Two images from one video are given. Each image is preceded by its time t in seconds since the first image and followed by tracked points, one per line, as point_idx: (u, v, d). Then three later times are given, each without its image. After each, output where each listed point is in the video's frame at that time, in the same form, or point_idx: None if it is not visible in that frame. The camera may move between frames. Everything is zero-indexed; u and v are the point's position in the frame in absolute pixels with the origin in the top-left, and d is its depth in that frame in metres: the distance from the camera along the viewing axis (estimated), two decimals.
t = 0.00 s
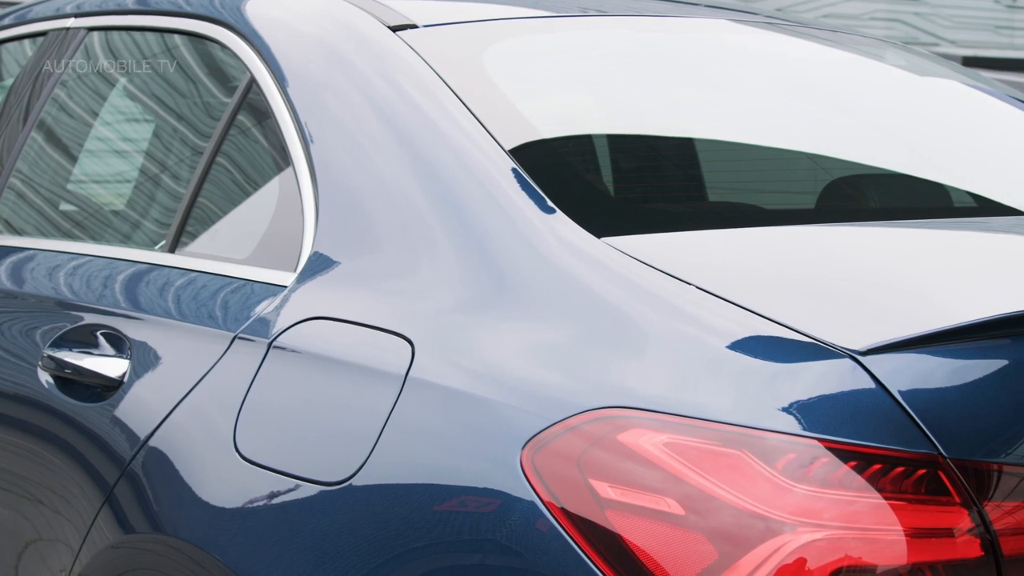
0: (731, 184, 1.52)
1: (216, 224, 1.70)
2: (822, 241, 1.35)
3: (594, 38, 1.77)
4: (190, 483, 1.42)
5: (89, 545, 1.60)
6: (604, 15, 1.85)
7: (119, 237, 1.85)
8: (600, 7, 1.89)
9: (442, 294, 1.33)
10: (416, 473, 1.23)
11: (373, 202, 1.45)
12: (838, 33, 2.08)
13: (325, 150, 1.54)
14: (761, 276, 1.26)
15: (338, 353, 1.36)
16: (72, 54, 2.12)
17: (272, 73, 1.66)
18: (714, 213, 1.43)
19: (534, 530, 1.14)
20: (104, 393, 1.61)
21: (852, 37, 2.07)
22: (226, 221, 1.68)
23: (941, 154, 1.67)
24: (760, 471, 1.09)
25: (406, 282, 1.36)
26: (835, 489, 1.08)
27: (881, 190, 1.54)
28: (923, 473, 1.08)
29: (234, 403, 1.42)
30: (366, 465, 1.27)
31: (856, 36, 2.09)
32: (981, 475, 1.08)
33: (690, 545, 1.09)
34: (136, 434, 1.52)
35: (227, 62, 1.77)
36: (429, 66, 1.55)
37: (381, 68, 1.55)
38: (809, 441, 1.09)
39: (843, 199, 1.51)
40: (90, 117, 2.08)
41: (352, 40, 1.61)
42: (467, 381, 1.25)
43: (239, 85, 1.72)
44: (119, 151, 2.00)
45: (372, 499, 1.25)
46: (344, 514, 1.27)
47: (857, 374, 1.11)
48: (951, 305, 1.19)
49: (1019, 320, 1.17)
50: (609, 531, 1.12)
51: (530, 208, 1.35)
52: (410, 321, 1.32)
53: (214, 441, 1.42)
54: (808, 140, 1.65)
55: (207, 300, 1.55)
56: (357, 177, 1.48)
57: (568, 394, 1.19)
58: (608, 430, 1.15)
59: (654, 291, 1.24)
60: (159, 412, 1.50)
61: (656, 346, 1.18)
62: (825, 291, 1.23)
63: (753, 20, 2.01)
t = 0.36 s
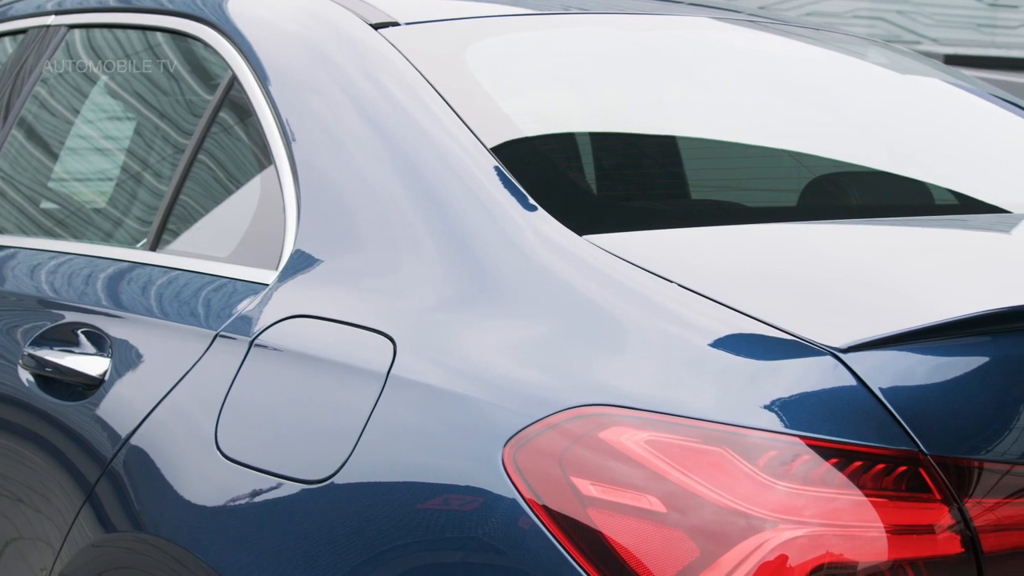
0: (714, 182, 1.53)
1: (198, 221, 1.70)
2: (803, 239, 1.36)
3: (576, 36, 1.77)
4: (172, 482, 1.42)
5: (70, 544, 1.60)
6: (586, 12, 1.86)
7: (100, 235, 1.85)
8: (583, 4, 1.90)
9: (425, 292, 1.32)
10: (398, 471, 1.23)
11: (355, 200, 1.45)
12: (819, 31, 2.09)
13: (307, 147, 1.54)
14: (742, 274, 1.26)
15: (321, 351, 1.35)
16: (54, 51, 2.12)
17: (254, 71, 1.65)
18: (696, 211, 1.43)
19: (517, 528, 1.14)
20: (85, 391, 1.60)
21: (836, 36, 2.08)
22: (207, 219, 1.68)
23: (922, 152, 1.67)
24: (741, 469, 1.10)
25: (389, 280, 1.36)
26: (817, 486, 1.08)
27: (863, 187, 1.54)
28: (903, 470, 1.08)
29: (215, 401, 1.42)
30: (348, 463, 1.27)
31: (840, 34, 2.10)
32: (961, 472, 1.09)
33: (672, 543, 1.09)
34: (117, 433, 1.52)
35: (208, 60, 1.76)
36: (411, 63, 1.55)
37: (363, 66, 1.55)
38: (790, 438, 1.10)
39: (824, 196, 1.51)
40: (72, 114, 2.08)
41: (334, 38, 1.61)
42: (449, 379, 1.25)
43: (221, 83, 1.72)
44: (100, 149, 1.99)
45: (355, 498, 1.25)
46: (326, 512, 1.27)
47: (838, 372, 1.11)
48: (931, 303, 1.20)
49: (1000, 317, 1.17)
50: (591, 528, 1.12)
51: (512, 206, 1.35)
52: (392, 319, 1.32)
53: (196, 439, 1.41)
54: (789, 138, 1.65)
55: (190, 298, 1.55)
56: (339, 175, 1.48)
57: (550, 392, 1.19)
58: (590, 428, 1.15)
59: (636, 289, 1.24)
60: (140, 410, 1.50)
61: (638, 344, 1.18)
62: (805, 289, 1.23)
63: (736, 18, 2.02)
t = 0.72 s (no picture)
0: (695, 179, 1.53)
1: (178, 219, 1.69)
2: (782, 236, 1.36)
3: (556, 33, 1.77)
4: (151, 480, 1.42)
5: (49, 543, 1.60)
6: (566, 9, 1.86)
7: (80, 233, 1.85)
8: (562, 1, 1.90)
9: (405, 290, 1.32)
10: (378, 468, 1.23)
11: (336, 197, 1.45)
12: (800, 29, 2.10)
13: (287, 145, 1.53)
14: (721, 272, 1.26)
15: (301, 349, 1.35)
16: (33, 48, 2.12)
17: (234, 68, 1.65)
18: (676, 208, 1.44)
19: (497, 526, 1.14)
20: (64, 390, 1.60)
21: (815, 33, 2.09)
22: (187, 216, 1.68)
23: (903, 149, 1.68)
24: (721, 466, 1.10)
25: (370, 278, 1.36)
26: (797, 483, 1.08)
27: (843, 184, 1.55)
28: (882, 467, 1.08)
29: (195, 399, 1.42)
30: (329, 460, 1.27)
31: (820, 32, 2.11)
32: (941, 468, 1.09)
33: (652, 539, 1.09)
34: (96, 431, 1.51)
35: (188, 56, 1.76)
36: (391, 61, 1.55)
37: (343, 63, 1.55)
38: (770, 435, 1.10)
39: (805, 192, 1.51)
40: (50, 111, 2.08)
41: (313, 35, 1.60)
42: (429, 377, 1.25)
43: (201, 80, 1.72)
44: (79, 146, 1.99)
45: (335, 496, 1.25)
46: (307, 510, 1.27)
47: (818, 368, 1.12)
48: (909, 300, 1.20)
49: (978, 314, 1.18)
50: (571, 525, 1.12)
51: (492, 204, 1.35)
52: (372, 317, 1.32)
53: (176, 437, 1.41)
54: (770, 135, 1.66)
55: (170, 296, 1.55)
56: (319, 172, 1.48)
57: (530, 389, 1.19)
58: (569, 425, 1.15)
59: (615, 287, 1.24)
60: (120, 408, 1.49)
61: (618, 341, 1.18)
62: (784, 286, 1.24)
63: (716, 15, 2.02)
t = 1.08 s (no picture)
0: (676, 176, 1.54)
1: (158, 217, 1.69)
2: (761, 233, 1.36)
3: (536, 32, 1.77)
4: (131, 478, 1.42)
5: (30, 541, 1.61)
6: (546, 7, 1.87)
7: (59, 231, 1.86)
8: None
9: (385, 288, 1.32)
10: (358, 466, 1.23)
11: (316, 196, 1.44)
12: (780, 27, 2.11)
13: (268, 143, 1.53)
14: (700, 269, 1.27)
15: (281, 347, 1.35)
16: (13, 45, 2.12)
17: (213, 66, 1.64)
18: (656, 205, 1.44)
19: (478, 524, 1.14)
20: (43, 388, 1.60)
21: (796, 31, 2.10)
22: (168, 214, 1.68)
23: (883, 147, 1.69)
24: (701, 463, 1.10)
25: (351, 276, 1.36)
26: (775, 480, 1.08)
27: (823, 182, 1.55)
28: (862, 464, 1.08)
29: (174, 398, 1.42)
30: (309, 459, 1.27)
31: (800, 30, 2.12)
32: (920, 465, 1.09)
33: (632, 537, 1.09)
34: (76, 430, 1.51)
35: (168, 54, 1.75)
36: (372, 58, 1.55)
37: (323, 60, 1.54)
38: (750, 432, 1.10)
39: (785, 189, 1.52)
40: (30, 109, 2.08)
41: (292, 32, 1.60)
42: (409, 375, 1.25)
43: (180, 77, 1.71)
44: (59, 144, 1.99)
45: (316, 494, 1.25)
46: (287, 509, 1.27)
47: (798, 366, 1.12)
48: (888, 297, 1.20)
49: (958, 311, 1.18)
50: (551, 523, 1.12)
51: (472, 201, 1.35)
52: (353, 315, 1.32)
53: (156, 436, 1.41)
54: (750, 133, 1.66)
55: (150, 295, 1.54)
56: (299, 170, 1.47)
57: (510, 387, 1.19)
58: (549, 423, 1.15)
59: (595, 285, 1.24)
60: (99, 407, 1.49)
61: (598, 340, 1.19)
62: (762, 283, 1.24)
63: (696, 13, 2.03)
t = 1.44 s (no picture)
0: (657, 174, 1.54)
1: (138, 215, 1.69)
2: (740, 231, 1.37)
3: (517, 30, 1.78)
4: (111, 477, 1.41)
5: (9, 540, 1.61)
6: (527, 5, 1.87)
7: (39, 229, 1.86)
8: None
9: (366, 286, 1.32)
10: (339, 465, 1.23)
11: (296, 194, 1.44)
12: (761, 25, 2.12)
13: (248, 141, 1.53)
14: (679, 267, 1.27)
15: (262, 345, 1.35)
16: None
17: (193, 63, 1.64)
18: (636, 203, 1.44)
19: (459, 522, 1.14)
20: (22, 387, 1.60)
21: (777, 30, 2.10)
22: (148, 213, 1.67)
23: (864, 145, 1.69)
24: (681, 461, 1.10)
25: (331, 274, 1.35)
26: (755, 477, 1.08)
27: (803, 180, 1.56)
28: (841, 461, 1.09)
29: (154, 396, 1.41)
30: (289, 457, 1.27)
31: (780, 29, 2.13)
32: (900, 463, 1.10)
33: (612, 534, 1.09)
34: (55, 429, 1.51)
35: (148, 51, 1.74)
36: (352, 56, 1.54)
37: (304, 59, 1.54)
38: (730, 430, 1.10)
39: (765, 187, 1.53)
40: (11, 107, 2.08)
41: (272, 30, 1.59)
42: (390, 373, 1.24)
43: (160, 75, 1.70)
44: (40, 143, 1.99)
45: (296, 492, 1.25)
46: (269, 508, 1.27)
47: (778, 363, 1.12)
48: (867, 295, 1.21)
49: (937, 308, 1.18)
50: (531, 521, 1.12)
51: (453, 199, 1.35)
52: (333, 313, 1.32)
53: (136, 435, 1.40)
54: (731, 132, 1.67)
55: (131, 293, 1.54)
56: (280, 168, 1.47)
57: (490, 385, 1.19)
58: (529, 421, 1.16)
59: (575, 283, 1.24)
60: (78, 405, 1.49)
61: (578, 338, 1.19)
62: (740, 281, 1.24)
63: (676, 11, 2.04)
